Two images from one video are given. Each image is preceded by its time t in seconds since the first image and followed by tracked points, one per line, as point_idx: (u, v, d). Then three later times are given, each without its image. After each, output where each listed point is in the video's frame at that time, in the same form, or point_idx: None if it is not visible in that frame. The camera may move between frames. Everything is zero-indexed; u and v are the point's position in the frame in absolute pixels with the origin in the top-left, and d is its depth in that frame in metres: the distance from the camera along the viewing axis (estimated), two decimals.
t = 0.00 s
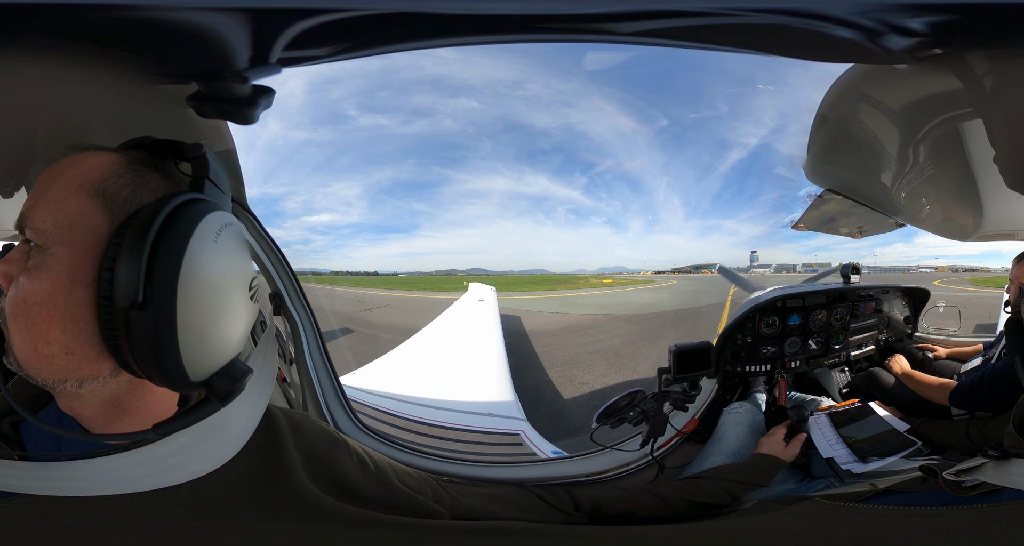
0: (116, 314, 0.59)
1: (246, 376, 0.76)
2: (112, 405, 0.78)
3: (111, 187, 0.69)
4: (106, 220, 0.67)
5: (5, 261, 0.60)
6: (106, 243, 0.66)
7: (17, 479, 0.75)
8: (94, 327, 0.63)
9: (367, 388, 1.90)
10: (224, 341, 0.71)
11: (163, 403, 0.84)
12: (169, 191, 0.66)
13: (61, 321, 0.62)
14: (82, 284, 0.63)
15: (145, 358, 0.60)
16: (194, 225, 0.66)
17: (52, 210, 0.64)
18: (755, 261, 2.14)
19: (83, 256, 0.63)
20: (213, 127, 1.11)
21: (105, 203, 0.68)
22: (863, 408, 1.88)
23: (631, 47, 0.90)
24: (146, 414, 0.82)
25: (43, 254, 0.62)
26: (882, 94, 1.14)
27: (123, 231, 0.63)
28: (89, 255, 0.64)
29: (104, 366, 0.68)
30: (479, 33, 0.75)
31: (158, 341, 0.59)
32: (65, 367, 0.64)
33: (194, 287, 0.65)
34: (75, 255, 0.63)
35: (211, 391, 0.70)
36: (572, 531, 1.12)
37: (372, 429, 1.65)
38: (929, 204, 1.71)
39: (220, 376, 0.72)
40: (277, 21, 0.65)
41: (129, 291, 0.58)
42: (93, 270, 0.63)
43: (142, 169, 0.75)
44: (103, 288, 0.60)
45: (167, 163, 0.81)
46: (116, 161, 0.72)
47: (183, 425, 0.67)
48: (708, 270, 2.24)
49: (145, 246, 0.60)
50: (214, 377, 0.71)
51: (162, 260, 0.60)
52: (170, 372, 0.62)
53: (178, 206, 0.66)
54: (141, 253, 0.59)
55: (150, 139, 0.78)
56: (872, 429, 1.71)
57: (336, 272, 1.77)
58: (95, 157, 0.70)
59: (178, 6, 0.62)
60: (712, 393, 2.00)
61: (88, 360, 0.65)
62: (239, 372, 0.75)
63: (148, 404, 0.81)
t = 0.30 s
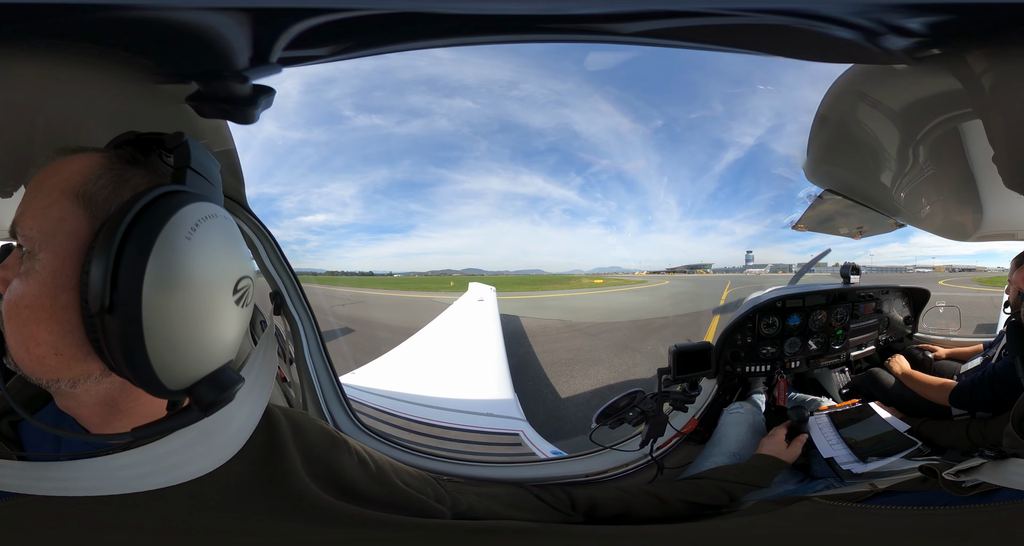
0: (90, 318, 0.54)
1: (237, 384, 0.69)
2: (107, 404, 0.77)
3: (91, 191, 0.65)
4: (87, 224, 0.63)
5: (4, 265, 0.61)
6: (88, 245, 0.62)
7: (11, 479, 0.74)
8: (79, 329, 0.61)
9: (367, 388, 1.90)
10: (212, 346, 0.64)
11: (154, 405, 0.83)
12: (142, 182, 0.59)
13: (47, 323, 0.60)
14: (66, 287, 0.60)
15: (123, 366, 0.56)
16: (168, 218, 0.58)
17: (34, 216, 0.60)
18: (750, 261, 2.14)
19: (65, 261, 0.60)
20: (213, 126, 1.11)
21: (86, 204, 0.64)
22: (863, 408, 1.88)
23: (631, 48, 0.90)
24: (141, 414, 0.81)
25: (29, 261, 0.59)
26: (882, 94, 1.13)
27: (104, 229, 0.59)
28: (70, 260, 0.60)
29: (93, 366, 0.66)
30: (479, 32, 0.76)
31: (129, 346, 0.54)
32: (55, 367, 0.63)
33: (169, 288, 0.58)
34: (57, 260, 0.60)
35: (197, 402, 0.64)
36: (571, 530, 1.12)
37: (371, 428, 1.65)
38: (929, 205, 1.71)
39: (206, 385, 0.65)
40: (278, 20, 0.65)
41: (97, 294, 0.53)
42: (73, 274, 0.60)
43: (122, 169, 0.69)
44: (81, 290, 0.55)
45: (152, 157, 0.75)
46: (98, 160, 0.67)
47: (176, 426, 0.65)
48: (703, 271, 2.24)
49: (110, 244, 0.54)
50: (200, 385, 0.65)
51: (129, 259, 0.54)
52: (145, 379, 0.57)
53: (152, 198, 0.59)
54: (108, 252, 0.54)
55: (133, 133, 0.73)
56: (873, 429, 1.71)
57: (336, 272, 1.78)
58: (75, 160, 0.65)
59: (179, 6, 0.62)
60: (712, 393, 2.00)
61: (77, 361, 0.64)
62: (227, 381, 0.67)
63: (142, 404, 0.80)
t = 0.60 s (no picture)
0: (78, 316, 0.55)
1: (226, 384, 0.67)
2: (103, 404, 0.76)
3: (81, 194, 0.64)
4: (79, 225, 0.63)
5: (4, 268, 0.61)
6: (78, 245, 0.62)
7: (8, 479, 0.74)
8: (72, 328, 0.61)
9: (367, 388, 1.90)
10: (198, 344, 0.63)
11: (150, 402, 0.83)
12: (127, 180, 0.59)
13: (42, 322, 0.60)
14: (59, 287, 0.60)
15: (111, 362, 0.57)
16: (149, 215, 0.58)
17: (26, 220, 0.60)
18: (745, 261, 2.14)
19: (58, 262, 0.60)
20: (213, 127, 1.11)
21: (79, 207, 0.64)
22: (863, 407, 1.88)
23: (631, 47, 0.90)
24: (138, 414, 0.81)
25: (24, 263, 0.59)
26: (882, 94, 1.14)
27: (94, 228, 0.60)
28: (63, 260, 0.60)
29: (88, 366, 0.66)
30: (481, 33, 0.76)
31: (113, 343, 0.55)
32: (50, 365, 0.63)
33: (152, 285, 0.58)
34: (49, 262, 0.60)
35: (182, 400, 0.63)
36: (573, 530, 1.12)
37: (372, 429, 1.65)
38: (929, 204, 1.71)
39: (193, 385, 0.63)
40: (280, 21, 0.65)
41: (82, 292, 0.53)
42: (65, 274, 0.60)
43: (110, 170, 0.68)
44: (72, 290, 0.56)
45: (141, 156, 0.73)
46: (89, 162, 0.67)
47: (162, 427, 0.64)
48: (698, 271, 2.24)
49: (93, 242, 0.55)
50: (187, 385, 0.63)
51: (110, 257, 0.54)
52: (131, 376, 0.58)
53: (137, 195, 0.59)
54: (93, 251, 0.54)
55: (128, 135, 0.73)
56: (873, 428, 1.72)
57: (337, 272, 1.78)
58: (68, 164, 0.65)
59: (180, 6, 0.62)
60: (712, 393, 2.01)
61: (71, 360, 0.63)
62: (216, 383, 0.65)
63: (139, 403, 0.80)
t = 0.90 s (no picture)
0: (80, 313, 0.55)
1: (224, 381, 0.67)
2: (102, 403, 0.76)
3: (81, 194, 0.64)
4: (79, 225, 0.63)
5: (4, 268, 0.60)
6: (78, 244, 0.62)
7: (8, 479, 0.74)
8: (73, 326, 0.61)
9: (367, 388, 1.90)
10: (197, 341, 0.63)
11: (151, 400, 0.83)
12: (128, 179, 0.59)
13: (42, 319, 0.59)
14: (59, 285, 0.59)
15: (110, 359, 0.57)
16: (149, 213, 0.58)
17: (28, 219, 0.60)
18: (739, 261, 2.14)
19: (59, 260, 0.60)
20: (214, 127, 1.11)
21: (79, 206, 0.64)
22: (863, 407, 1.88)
23: (630, 47, 0.90)
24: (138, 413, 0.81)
25: (25, 261, 0.59)
26: (882, 94, 1.14)
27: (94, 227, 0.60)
28: (64, 258, 0.60)
29: (89, 363, 0.66)
30: (482, 33, 0.76)
31: (112, 340, 0.55)
32: (51, 363, 0.63)
33: (152, 282, 0.58)
34: (48, 259, 0.60)
35: (182, 397, 0.62)
36: (574, 531, 1.12)
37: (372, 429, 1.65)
38: (929, 204, 1.72)
39: (191, 382, 0.63)
40: (281, 21, 0.66)
41: (83, 289, 0.53)
42: (66, 272, 0.60)
43: (111, 171, 0.68)
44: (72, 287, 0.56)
45: (140, 157, 0.73)
46: (89, 162, 0.67)
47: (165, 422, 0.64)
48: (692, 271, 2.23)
49: (93, 240, 0.55)
50: (185, 381, 0.63)
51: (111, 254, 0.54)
52: (131, 373, 0.58)
53: (138, 194, 0.59)
54: (93, 248, 0.54)
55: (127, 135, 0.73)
56: (873, 428, 1.72)
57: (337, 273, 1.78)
58: (70, 164, 0.65)
59: (181, 6, 0.62)
60: (712, 393, 2.00)
61: (72, 358, 0.63)
62: (214, 380, 0.66)
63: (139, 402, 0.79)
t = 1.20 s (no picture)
0: (84, 312, 0.54)
1: (229, 381, 0.67)
2: (102, 404, 0.76)
3: (85, 191, 0.64)
4: (80, 222, 0.63)
5: (4, 266, 0.60)
6: (78, 242, 0.62)
7: (7, 479, 0.74)
8: (73, 326, 0.61)
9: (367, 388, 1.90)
10: (202, 341, 0.63)
11: (151, 401, 0.83)
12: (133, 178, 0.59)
13: (42, 319, 0.59)
14: (60, 284, 0.60)
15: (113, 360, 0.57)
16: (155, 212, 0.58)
17: (32, 217, 0.60)
18: (734, 261, 2.14)
19: (60, 259, 0.60)
20: (214, 127, 1.12)
21: (81, 204, 0.63)
22: (863, 408, 1.88)
23: (629, 48, 0.90)
24: (138, 414, 0.81)
25: (26, 260, 0.59)
26: (881, 94, 1.14)
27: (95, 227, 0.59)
28: (65, 257, 0.60)
29: (89, 364, 0.66)
30: (481, 33, 0.76)
31: (117, 340, 0.55)
32: (50, 363, 0.63)
33: (157, 282, 0.58)
34: (48, 257, 0.60)
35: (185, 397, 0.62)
36: (574, 531, 1.11)
37: (371, 429, 1.66)
38: (929, 204, 1.71)
39: (196, 382, 0.63)
40: (281, 21, 0.66)
41: (88, 289, 0.53)
42: (66, 271, 0.60)
43: (114, 168, 0.68)
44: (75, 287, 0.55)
45: (145, 156, 0.74)
46: (91, 160, 0.67)
47: (171, 422, 0.64)
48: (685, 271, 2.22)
49: (99, 239, 0.54)
50: (190, 381, 0.63)
51: (117, 254, 0.54)
52: (135, 374, 0.58)
53: (143, 193, 0.59)
54: (97, 248, 0.54)
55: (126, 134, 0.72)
56: (874, 429, 1.72)
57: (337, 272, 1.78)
58: (71, 161, 0.65)
59: (181, 5, 0.62)
60: (712, 393, 2.01)
61: (73, 358, 0.63)
62: (219, 380, 0.66)
63: (139, 403, 0.80)
